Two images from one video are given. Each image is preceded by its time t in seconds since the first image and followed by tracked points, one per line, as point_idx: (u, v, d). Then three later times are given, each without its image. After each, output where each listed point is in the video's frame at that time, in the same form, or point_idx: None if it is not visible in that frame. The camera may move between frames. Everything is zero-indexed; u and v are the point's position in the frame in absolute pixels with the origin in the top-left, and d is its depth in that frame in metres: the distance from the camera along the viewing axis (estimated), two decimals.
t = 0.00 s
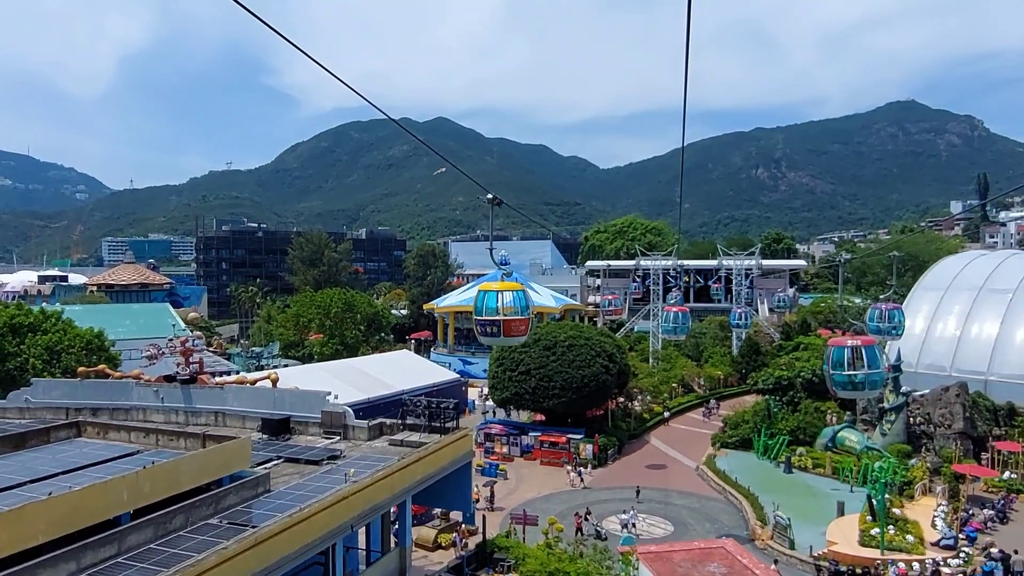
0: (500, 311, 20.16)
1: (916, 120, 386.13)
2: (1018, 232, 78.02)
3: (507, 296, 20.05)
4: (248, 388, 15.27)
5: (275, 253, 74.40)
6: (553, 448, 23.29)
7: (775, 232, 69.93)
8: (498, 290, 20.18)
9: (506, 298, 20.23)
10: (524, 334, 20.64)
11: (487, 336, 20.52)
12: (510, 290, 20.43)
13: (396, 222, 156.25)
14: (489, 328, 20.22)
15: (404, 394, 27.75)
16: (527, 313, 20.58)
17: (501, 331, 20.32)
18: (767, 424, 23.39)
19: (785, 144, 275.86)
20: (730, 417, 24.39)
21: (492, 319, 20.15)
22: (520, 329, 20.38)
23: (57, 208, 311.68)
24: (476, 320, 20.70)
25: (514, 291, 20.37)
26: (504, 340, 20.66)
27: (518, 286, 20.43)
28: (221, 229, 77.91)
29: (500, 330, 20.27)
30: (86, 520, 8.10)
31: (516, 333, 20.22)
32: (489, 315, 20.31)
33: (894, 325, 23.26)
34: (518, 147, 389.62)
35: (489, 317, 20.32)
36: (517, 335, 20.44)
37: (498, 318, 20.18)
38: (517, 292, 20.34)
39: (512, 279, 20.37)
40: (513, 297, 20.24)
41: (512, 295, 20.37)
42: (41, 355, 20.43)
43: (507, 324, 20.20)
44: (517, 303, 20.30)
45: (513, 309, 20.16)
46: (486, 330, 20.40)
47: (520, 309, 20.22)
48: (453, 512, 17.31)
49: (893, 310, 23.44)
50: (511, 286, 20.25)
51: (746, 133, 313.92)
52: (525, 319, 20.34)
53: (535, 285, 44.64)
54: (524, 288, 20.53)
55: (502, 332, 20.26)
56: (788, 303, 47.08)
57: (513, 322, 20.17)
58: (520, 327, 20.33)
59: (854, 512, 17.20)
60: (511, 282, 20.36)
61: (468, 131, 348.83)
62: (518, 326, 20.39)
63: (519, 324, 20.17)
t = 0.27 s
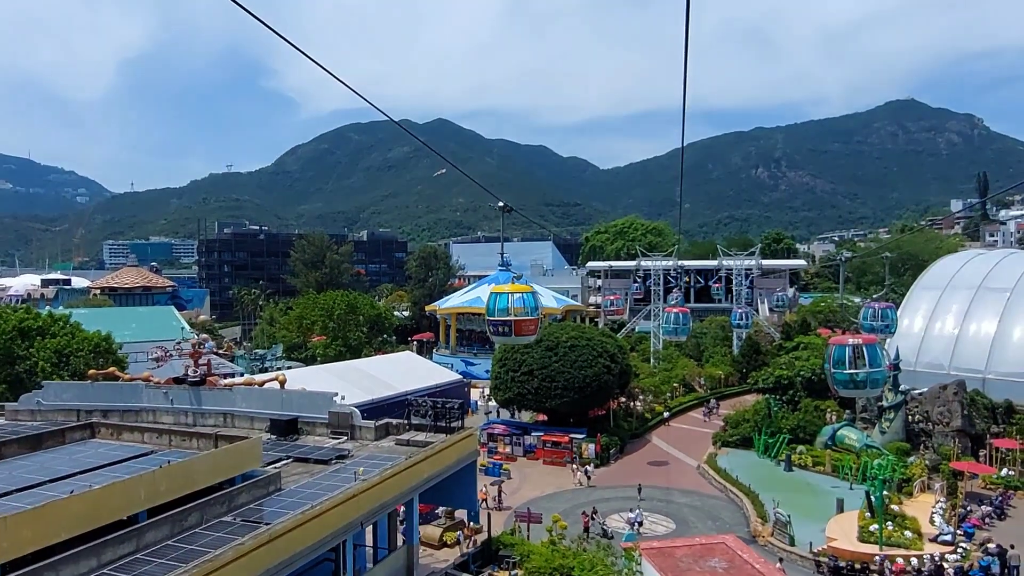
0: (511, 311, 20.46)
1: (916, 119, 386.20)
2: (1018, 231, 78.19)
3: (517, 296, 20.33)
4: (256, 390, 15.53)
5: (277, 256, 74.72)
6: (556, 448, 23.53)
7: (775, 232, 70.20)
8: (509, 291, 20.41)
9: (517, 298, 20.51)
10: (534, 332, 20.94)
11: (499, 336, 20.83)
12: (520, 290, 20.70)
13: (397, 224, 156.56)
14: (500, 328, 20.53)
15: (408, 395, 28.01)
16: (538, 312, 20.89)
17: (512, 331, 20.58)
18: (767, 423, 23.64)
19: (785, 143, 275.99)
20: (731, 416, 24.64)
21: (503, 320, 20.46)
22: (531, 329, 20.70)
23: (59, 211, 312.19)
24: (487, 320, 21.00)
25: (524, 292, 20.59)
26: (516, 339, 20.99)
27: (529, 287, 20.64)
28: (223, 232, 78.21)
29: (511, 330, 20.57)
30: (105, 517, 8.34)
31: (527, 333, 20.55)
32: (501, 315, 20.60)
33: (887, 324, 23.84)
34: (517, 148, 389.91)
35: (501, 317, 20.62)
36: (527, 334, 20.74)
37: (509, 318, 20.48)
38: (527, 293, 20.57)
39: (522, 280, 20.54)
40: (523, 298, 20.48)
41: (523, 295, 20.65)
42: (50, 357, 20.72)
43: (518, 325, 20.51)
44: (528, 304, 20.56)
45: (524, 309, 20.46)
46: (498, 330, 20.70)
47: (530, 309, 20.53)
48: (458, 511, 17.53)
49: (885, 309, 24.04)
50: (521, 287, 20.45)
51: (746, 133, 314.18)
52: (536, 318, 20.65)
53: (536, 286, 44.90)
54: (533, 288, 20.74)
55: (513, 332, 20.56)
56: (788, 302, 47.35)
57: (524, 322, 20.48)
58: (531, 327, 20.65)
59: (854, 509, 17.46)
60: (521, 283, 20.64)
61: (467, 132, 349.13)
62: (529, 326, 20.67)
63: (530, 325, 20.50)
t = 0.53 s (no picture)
0: (520, 311, 20.77)
1: (915, 118, 386.47)
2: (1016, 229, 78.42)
3: (526, 297, 20.66)
4: (263, 391, 15.77)
5: (278, 258, 74.95)
6: (558, 447, 23.78)
7: (775, 232, 70.46)
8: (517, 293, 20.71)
9: (525, 299, 20.83)
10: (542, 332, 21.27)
11: (508, 335, 21.15)
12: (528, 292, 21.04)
13: (397, 226, 156.74)
14: (509, 329, 20.81)
15: (410, 396, 28.26)
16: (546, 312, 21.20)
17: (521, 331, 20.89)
18: (766, 421, 23.91)
19: (784, 143, 276.15)
20: (731, 415, 24.91)
21: (513, 319, 20.76)
22: (539, 329, 21.03)
23: (58, 215, 312.30)
24: (496, 320, 21.31)
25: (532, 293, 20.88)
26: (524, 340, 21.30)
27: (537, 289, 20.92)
28: (224, 236, 78.55)
29: (520, 330, 20.90)
30: (123, 516, 8.59)
31: (535, 333, 20.87)
32: (510, 316, 20.92)
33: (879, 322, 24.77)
34: (517, 149, 389.97)
35: (510, 317, 20.92)
36: (536, 334, 21.08)
37: (518, 318, 20.80)
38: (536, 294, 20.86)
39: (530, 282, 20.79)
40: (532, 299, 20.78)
41: (531, 296, 20.98)
42: (58, 361, 20.97)
43: (527, 325, 20.82)
44: (536, 305, 20.86)
45: (532, 309, 20.79)
46: (507, 330, 21.02)
47: (538, 310, 20.86)
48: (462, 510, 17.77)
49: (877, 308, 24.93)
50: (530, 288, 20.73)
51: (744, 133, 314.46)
52: (544, 318, 20.98)
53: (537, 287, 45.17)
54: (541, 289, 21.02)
55: (522, 332, 20.90)
56: (787, 302, 47.63)
57: (533, 322, 20.80)
58: (539, 327, 20.98)
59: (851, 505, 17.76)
60: (529, 284, 20.96)
61: (466, 133, 349.38)
62: (537, 326, 21.00)
63: (538, 325, 20.83)
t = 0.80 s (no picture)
0: (528, 312, 21.11)
1: (914, 116, 386.59)
2: (1015, 228, 78.61)
3: (533, 298, 20.95)
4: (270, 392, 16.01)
5: (279, 260, 75.15)
6: (559, 446, 24.04)
7: (774, 232, 70.66)
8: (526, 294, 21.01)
9: (533, 300, 21.13)
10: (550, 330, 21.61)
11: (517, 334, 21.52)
12: (536, 292, 21.29)
13: (397, 227, 156.93)
14: (518, 328, 21.22)
15: (413, 396, 28.50)
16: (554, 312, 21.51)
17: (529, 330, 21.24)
18: (765, 420, 24.17)
19: (783, 143, 276.37)
20: (730, 414, 25.17)
21: (521, 320, 21.13)
22: (547, 327, 21.37)
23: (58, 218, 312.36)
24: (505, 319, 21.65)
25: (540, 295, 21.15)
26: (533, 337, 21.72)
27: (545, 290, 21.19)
28: (225, 237, 78.79)
29: (529, 329, 21.26)
30: (140, 512, 8.86)
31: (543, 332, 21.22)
32: (518, 316, 21.26)
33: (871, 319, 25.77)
34: (516, 150, 390.11)
35: (518, 317, 21.28)
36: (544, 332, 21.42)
37: (527, 318, 21.15)
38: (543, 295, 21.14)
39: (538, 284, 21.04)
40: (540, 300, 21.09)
41: (539, 296, 21.26)
42: (65, 362, 21.24)
43: (535, 324, 21.18)
44: (544, 305, 21.16)
45: (540, 309, 21.10)
46: (516, 329, 21.39)
47: (546, 309, 21.17)
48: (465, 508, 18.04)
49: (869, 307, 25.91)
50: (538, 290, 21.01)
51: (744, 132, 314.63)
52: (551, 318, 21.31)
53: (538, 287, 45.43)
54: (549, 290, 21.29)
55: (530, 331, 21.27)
56: (786, 301, 47.87)
57: (541, 322, 21.14)
58: (547, 326, 21.33)
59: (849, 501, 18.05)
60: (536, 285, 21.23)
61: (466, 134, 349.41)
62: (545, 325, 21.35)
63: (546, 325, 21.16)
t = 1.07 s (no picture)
0: (536, 312, 21.40)
1: (913, 115, 386.69)
2: (1014, 227, 78.87)
3: (541, 298, 21.23)
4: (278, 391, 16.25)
5: (280, 260, 75.35)
6: (561, 444, 24.28)
7: (773, 231, 70.91)
8: (533, 294, 21.30)
9: (540, 300, 21.40)
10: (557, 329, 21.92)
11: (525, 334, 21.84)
12: (543, 292, 21.55)
13: (397, 227, 157.14)
14: (526, 328, 21.52)
15: (416, 396, 28.73)
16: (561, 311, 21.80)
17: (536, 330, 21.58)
18: (765, 418, 24.46)
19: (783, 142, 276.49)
20: (730, 412, 25.45)
21: (529, 319, 21.41)
22: (555, 326, 21.67)
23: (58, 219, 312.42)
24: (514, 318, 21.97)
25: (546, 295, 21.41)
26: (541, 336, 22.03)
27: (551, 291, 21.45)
28: (226, 238, 78.98)
29: (536, 328, 21.57)
30: (156, 507, 9.11)
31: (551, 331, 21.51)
32: (526, 316, 21.56)
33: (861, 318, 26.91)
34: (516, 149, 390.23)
35: (526, 316, 21.58)
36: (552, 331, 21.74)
37: (535, 317, 21.45)
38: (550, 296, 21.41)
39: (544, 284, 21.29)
40: (547, 300, 21.37)
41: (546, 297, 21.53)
42: (73, 363, 21.50)
43: (542, 324, 21.49)
44: (551, 305, 21.44)
45: (547, 309, 21.39)
46: (524, 328, 21.70)
47: (553, 309, 21.45)
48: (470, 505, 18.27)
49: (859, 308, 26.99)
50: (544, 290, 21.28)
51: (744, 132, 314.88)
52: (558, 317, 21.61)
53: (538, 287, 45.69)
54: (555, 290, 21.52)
55: (538, 329, 21.59)
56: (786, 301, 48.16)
57: (548, 322, 21.44)
58: (555, 325, 21.62)
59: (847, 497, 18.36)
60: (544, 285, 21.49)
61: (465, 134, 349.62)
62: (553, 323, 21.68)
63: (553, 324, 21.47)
